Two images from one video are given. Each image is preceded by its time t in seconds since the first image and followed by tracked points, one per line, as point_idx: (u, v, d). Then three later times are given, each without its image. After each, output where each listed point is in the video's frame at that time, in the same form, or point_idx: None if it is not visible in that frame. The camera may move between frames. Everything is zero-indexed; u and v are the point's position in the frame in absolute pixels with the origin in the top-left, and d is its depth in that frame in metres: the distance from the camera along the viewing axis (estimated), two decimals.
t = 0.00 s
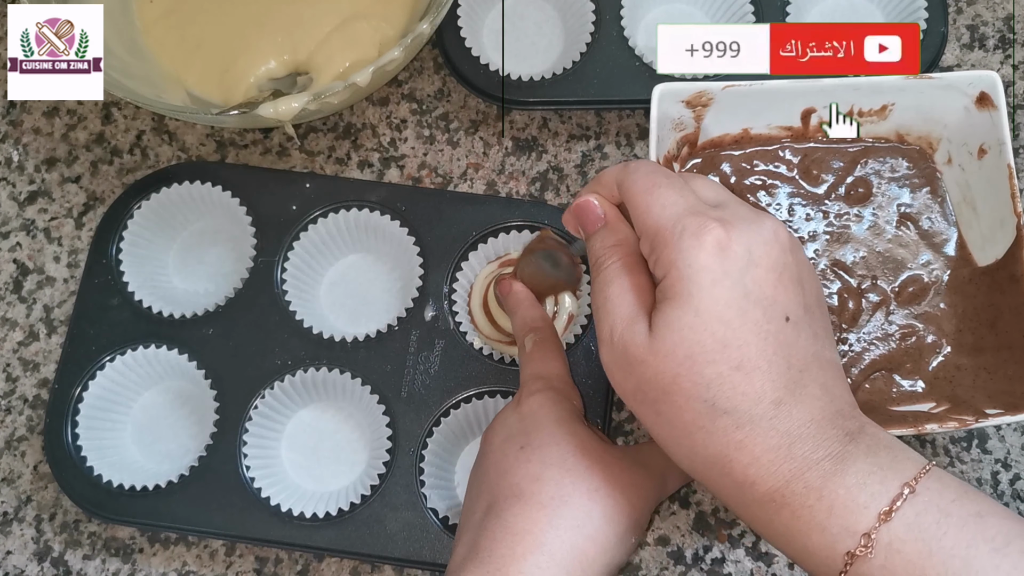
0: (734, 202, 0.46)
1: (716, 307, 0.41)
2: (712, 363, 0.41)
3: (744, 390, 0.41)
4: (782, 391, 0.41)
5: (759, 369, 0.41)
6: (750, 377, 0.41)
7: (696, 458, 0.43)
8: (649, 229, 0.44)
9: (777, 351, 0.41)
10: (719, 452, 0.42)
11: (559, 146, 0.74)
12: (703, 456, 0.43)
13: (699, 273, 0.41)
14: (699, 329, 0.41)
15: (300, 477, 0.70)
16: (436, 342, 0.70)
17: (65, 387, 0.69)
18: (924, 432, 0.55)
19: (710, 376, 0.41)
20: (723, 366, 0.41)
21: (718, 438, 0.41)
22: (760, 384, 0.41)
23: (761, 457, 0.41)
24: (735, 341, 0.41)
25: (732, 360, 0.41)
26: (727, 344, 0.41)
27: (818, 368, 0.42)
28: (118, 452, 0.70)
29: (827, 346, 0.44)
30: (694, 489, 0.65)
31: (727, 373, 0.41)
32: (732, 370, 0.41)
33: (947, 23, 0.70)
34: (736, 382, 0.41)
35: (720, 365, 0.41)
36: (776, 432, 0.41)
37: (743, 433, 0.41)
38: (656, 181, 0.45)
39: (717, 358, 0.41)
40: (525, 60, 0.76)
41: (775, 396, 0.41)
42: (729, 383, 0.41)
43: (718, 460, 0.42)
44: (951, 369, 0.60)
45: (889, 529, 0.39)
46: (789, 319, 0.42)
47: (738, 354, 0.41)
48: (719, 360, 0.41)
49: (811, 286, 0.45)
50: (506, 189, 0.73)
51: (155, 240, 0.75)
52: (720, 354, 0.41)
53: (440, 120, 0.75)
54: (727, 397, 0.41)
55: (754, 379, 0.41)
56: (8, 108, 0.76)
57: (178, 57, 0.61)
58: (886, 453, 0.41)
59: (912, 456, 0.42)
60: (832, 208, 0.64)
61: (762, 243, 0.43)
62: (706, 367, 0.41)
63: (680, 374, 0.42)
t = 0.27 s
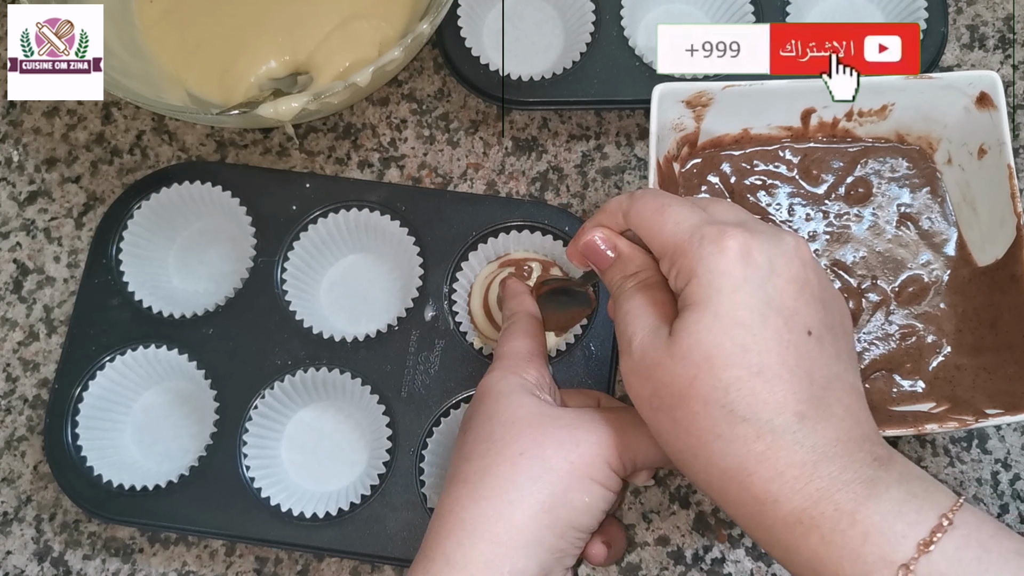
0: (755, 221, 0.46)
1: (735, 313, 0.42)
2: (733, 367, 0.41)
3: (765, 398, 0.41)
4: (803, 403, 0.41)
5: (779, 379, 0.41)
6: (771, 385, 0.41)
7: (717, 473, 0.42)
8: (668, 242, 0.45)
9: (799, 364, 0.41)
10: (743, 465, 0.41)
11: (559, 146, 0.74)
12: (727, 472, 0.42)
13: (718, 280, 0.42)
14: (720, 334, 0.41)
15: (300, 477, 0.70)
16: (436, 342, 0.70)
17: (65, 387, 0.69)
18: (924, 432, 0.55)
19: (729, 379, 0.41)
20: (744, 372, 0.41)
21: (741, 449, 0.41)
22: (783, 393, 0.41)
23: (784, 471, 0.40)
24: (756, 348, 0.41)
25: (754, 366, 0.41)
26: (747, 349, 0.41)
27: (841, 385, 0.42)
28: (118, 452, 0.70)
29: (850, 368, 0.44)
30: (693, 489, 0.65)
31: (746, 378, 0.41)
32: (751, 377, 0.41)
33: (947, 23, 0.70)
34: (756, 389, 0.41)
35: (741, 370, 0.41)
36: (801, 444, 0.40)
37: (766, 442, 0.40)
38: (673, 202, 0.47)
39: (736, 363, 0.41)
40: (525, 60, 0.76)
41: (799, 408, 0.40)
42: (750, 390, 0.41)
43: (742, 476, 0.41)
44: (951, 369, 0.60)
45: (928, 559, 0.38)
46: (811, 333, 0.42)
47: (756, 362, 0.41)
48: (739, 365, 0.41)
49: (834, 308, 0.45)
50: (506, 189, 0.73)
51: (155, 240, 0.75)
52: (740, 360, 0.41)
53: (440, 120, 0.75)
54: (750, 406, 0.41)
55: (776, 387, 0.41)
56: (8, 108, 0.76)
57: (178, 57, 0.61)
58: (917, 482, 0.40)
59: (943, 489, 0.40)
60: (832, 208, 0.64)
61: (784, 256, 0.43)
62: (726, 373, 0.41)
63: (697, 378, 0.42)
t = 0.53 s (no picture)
0: (685, 199, 0.43)
1: (664, 314, 0.38)
2: (666, 376, 0.38)
3: (699, 402, 0.38)
4: (742, 401, 0.38)
5: (717, 380, 0.38)
6: (709, 387, 0.38)
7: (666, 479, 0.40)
8: (593, 238, 0.42)
9: (739, 355, 0.38)
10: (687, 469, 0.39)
11: (559, 146, 0.74)
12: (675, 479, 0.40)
13: (640, 280, 0.39)
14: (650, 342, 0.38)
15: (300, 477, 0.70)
16: (436, 342, 0.70)
17: (65, 386, 0.69)
18: (923, 432, 0.55)
19: (664, 388, 0.38)
20: (680, 378, 0.38)
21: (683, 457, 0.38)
22: (718, 395, 0.38)
23: (734, 476, 0.38)
24: (687, 349, 0.38)
25: (688, 371, 0.38)
26: (679, 355, 0.38)
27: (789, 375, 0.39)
28: (118, 451, 0.70)
29: (803, 348, 0.40)
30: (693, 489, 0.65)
31: (682, 385, 0.38)
32: (689, 385, 0.38)
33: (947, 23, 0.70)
34: (691, 392, 0.38)
35: (674, 376, 0.38)
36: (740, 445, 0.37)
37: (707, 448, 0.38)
38: (596, 188, 0.43)
39: (670, 373, 0.38)
40: (525, 60, 0.76)
41: (744, 407, 0.37)
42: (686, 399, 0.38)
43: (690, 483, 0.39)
44: (951, 369, 0.60)
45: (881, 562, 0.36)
46: (748, 323, 0.39)
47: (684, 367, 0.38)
48: (674, 370, 0.38)
49: (778, 286, 0.41)
50: (506, 189, 0.73)
51: (155, 240, 0.75)
52: (668, 367, 0.38)
53: (440, 120, 0.75)
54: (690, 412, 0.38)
55: (714, 390, 0.38)
56: (8, 108, 0.76)
57: (178, 58, 0.61)
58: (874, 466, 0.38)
59: (905, 473, 0.39)
60: (832, 209, 0.64)
61: (711, 244, 0.40)
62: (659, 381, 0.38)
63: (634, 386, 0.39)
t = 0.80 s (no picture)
0: (672, 215, 0.41)
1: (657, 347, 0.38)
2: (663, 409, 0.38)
3: (694, 435, 0.38)
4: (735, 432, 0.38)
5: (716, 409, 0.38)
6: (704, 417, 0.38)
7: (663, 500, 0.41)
8: (577, 262, 0.40)
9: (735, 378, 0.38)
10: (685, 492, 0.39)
11: (559, 146, 0.74)
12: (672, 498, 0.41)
13: (630, 313, 0.38)
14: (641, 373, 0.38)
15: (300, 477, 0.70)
16: (436, 342, 0.70)
17: (65, 386, 0.69)
18: (923, 433, 0.55)
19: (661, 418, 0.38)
20: (678, 411, 0.38)
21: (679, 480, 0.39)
22: (712, 426, 0.38)
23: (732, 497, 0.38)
24: (682, 382, 0.38)
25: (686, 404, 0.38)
26: (674, 389, 0.38)
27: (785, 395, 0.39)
28: (118, 452, 0.70)
29: (796, 365, 0.41)
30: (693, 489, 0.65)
31: (678, 418, 0.38)
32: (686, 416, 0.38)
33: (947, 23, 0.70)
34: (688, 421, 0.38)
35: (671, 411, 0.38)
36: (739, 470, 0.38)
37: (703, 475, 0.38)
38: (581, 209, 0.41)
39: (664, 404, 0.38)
40: (525, 60, 0.76)
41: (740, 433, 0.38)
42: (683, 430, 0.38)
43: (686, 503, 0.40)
44: (951, 369, 0.60)
45: None
46: (743, 347, 0.39)
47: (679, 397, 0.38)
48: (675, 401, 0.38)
49: (770, 302, 0.41)
50: (506, 189, 0.73)
51: (155, 240, 0.75)
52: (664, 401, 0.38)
53: (440, 120, 0.75)
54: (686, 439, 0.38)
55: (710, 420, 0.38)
56: (8, 108, 0.76)
57: (178, 57, 0.61)
58: (877, 484, 0.40)
59: (907, 490, 0.40)
60: (832, 209, 0.64)
61: (703, 267, 0.39)
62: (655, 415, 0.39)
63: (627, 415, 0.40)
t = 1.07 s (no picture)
0: (739, 251, 0.40)
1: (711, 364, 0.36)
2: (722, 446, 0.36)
3: (758, 485, 0.36)
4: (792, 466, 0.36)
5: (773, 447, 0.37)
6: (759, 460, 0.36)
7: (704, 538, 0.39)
8: (643, 296, 0.38)
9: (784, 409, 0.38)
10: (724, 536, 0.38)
11: (559, 146, 0.74)
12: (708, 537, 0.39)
13: (705, 355, 0.36)
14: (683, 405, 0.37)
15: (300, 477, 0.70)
16: (436, 342, 0.70)
17: (65, 386, 0.69)
18: (924, 433, 0.55)
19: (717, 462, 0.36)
20: (736, 457, 0.36)
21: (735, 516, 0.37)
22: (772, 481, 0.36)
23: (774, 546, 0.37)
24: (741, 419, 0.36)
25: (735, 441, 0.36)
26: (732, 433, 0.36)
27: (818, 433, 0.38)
28: (118, 452, 0.70)
29: (850, 415, 0.39)
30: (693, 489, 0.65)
31: (740, 465, 0.36)
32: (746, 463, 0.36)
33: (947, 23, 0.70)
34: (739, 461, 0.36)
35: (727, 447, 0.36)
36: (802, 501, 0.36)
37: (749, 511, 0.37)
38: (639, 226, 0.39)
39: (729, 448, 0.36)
40: (525, 60, 0.76)
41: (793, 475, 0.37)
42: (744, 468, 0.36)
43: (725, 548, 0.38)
44: (951, 369, 0.60)
45: None
46: (809, 397, 0.37)
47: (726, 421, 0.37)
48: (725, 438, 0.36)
49: (833, 352, 0.39)
50: (506, 189, 0.73)
51: (155, 240, 0.75)
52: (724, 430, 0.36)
53: (440, 120, 0.75)
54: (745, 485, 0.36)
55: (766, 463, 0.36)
56: (8, 108, 0.76)
57: (178, 57, 0.61)
58: (920, 544, 0.38)
59: (948, 547, 0.39)
60: (832, 208, 0.64)
61: (779, 310, 0.38)
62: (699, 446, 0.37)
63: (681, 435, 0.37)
